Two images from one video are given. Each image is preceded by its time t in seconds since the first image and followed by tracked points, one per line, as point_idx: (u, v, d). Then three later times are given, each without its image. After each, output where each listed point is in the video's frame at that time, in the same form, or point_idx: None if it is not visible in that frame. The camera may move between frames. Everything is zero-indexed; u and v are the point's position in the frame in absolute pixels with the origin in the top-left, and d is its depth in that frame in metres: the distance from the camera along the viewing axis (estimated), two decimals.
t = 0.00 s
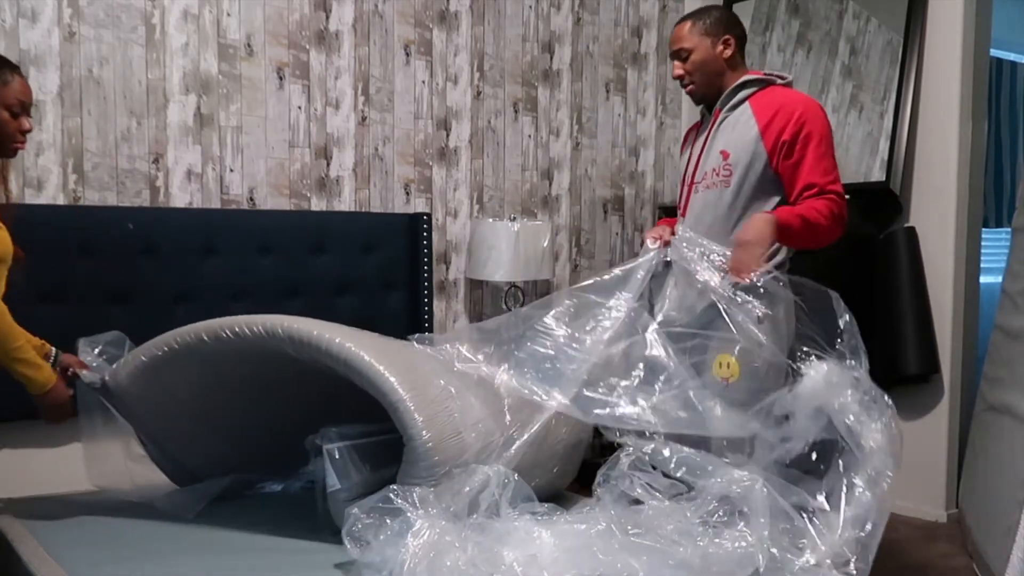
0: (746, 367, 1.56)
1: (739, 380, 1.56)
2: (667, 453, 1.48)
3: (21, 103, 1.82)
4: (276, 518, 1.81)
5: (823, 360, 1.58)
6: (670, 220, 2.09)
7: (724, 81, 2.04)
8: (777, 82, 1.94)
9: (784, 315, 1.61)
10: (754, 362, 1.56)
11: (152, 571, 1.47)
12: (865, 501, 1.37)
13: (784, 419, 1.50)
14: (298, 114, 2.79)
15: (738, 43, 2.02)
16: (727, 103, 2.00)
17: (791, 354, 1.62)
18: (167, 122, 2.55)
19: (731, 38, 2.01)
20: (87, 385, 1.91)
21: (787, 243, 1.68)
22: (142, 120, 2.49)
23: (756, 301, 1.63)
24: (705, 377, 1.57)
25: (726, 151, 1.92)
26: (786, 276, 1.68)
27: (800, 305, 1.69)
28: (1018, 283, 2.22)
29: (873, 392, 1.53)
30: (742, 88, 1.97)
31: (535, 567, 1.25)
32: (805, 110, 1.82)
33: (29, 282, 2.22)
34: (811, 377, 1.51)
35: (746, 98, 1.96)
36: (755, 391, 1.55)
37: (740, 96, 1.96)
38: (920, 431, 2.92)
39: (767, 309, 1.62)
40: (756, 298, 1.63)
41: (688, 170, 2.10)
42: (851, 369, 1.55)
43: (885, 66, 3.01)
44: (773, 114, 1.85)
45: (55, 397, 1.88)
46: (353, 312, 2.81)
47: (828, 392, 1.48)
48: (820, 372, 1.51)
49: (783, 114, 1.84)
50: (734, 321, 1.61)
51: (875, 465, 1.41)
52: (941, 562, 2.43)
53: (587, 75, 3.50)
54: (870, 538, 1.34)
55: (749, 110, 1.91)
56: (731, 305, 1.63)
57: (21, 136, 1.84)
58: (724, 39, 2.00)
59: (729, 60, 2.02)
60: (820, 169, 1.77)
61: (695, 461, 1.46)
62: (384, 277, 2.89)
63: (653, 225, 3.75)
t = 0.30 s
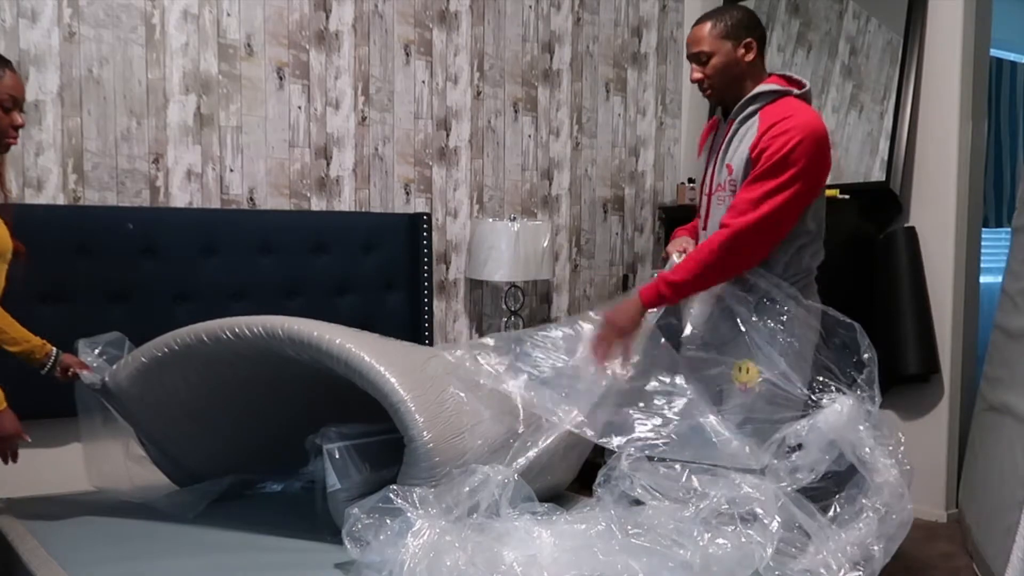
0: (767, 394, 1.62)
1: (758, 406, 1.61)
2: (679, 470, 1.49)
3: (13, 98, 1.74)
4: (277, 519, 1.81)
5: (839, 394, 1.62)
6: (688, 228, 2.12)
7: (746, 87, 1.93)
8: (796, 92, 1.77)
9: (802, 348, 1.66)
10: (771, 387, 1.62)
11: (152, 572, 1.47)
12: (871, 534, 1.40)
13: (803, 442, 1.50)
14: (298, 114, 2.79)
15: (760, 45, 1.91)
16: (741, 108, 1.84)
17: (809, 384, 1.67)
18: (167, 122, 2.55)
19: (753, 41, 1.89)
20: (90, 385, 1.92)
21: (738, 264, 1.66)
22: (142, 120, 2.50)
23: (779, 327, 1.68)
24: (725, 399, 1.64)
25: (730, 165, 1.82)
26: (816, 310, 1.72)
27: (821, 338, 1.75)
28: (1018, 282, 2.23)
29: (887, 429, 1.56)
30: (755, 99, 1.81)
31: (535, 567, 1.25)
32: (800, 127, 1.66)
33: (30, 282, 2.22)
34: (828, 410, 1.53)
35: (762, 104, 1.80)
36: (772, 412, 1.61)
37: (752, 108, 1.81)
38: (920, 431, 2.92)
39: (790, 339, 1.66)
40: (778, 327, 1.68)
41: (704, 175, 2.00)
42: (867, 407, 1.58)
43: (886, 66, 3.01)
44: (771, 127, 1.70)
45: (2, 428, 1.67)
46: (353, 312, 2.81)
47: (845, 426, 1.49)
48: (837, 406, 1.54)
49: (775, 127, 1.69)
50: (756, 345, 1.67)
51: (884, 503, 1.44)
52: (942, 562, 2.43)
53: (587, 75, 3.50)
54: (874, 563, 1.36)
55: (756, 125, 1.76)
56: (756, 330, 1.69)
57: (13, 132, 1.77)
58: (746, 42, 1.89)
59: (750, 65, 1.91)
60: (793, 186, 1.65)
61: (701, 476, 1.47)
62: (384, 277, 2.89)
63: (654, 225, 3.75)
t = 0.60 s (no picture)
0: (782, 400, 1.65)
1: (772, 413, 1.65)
2: (681, 473, 1.51)
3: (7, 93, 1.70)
4: (277, 519, 1.81)
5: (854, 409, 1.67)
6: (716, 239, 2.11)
7: (749, 91, 1.92)
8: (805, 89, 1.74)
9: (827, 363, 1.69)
10: (784, 397, 1.65)
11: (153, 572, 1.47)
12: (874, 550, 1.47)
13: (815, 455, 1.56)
14: (298, 114, 2.78)
15: (760, 47, 1.88)
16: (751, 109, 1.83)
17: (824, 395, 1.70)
18: (167, 122, 2.55)
19: (750, 44, 1.87)
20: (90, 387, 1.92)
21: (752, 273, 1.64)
22: (142, 120, 2.50)
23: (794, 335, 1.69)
24: (739, 403, 1.67)
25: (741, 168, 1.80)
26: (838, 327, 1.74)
27: (840, 353, 1.77)
28: (1018, 282, 2.23)
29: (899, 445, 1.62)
30: (766, 97, 1.79)
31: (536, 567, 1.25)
32: (801, 125, 1.64)
33: (30, 282, 2.22)
34: (841, 428, 1.58)
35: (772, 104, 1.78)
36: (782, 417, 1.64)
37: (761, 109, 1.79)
38: (920, 431, 2.92)
39: (810, 351, 1.68)
40: (800, 335, 1.69)
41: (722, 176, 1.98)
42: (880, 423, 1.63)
43: (885, 66, 3.01)
44: (777, 128, 1.68)
45: (53, 407, 1.74)
46: (353, 312, 2.81)
47: (857, 448, 1.55)
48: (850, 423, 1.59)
49: (781, 129, 1.67)
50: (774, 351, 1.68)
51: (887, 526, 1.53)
52: (941, 562, 2.43)
53: (587, 75, 3.50)
54: (876, 575, 1.43)
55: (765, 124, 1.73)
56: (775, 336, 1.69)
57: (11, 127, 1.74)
58: (742, 46, 1.87)
59: (749, 69, 1.89)
60: (799, 191, 1.62)
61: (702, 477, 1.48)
62: (384, 277, 2.89)
63: (654, 225, 3.75)
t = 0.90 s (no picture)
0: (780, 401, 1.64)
1: (773, 413, 1.63)
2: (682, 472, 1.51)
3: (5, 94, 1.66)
4: (278, 521, 1.81)
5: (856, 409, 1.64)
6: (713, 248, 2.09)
7: (746, 83, 1.92)
8: (800, 85, 1.74)
9: (828, 363, 1.65)
10: (783, 392, 1.64)
11: (153, 571, 1.47)
12: (875, 554, 1.45)
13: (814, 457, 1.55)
14: (298, 114, 2.79)
15: (761, 37, 1.88)
16: (751, 104, 1.82)
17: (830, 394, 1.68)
18: (167, 122, 2.55)
19: (752, 35, 1.87)
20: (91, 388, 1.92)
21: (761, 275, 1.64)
22: (142, 120, 2.50)
23: (796, 332, 1.68)
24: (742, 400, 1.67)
25: (745, 168, 1.79)
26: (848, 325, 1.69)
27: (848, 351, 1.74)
28: (1018, 282, 2.23)
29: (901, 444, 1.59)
30: (765, 93, 1.79)
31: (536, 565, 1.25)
32: (804, 121, 1.63)
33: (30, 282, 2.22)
34: (841, 429, 1.56)
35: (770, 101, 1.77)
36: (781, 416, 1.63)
37: (759, 105, 1.78)
38: (920, 431, 2.92)
39: (811, 352, 1.66)
40: (800, 335, 1.67)
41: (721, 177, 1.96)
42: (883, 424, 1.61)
43: (886, 66, 3.01)
44: (779, 125, 1.68)
45: (125, 363, 1.61)
46: (353, 312, 2.81)
47: (855, 449, 1.53)
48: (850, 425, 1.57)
49: (783, 126, 1.66)
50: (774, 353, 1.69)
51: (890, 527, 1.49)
52: (941, 562, 2.43)
53: (587, 75, 3.50)
54: None
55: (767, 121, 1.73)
56: (777, 336, 1.69)
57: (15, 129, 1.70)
58: (744, 36, 1.86)
59: (750, 60, 1.89)
60: (806, 185, 1.62)
61: (700, 476, 1.48)
62: (384, 277, 2.89)
63: (654, 225, 3.75)
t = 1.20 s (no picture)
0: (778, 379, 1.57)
1: (769, 392, 1.56)
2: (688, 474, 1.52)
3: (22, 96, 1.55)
4: (277, 521, 1.81)
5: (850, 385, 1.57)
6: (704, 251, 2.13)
7: (717, 96, 1.99)
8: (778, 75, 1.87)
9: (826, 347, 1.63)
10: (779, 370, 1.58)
11: (153, 571, 1.47)
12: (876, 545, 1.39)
13: (807, 443, 1.47)
14: (298, 114, 2.78)
15: (727, 50, 1.96)
16: (733, 107, 1.92)
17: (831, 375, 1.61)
18: (167, 122, 2.55)
19: (717, 48, 1.96)
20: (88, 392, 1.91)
21: (793, 238, 1.70)
22: (142, 120, 2.50)
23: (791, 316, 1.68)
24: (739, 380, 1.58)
25: (743, 162, 1.86)
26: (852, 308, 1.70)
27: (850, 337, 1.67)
28: (1018, 282, 2.23)
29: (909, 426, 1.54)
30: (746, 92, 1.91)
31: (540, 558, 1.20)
32: (792, 98, 1.76)
33: (30, 282, 2.22)
34: (834, 409, 1.48)
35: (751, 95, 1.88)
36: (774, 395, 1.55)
37: (744, 101, 1.88)
38: (920, 431, 2.92)
39: (811, 335, 1.64)
40: (801, 320, 1.66)
41: (715, 188, 2.05)
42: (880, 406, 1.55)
43: (885, 66, 3.01)
44: (769, 107, 1.80)
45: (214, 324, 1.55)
46: (353, 312, 2.81)
47: (849, 428, 1.45)
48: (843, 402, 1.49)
49: (775, 108, 1.77)
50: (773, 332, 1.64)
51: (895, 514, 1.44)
52: (941, 562, 2.43)
53: (587, 75, 3.50)
54: None
55: (752, 114, 1.85)
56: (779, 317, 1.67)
57: (38, 129, 1.60)
58: (708, 50, 1.96)
59: (717, 73, 1.97)
60: (814, 150, 1.71)
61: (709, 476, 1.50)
62: (384, 277, 2.89)
63: (654, 225, 3.75)
